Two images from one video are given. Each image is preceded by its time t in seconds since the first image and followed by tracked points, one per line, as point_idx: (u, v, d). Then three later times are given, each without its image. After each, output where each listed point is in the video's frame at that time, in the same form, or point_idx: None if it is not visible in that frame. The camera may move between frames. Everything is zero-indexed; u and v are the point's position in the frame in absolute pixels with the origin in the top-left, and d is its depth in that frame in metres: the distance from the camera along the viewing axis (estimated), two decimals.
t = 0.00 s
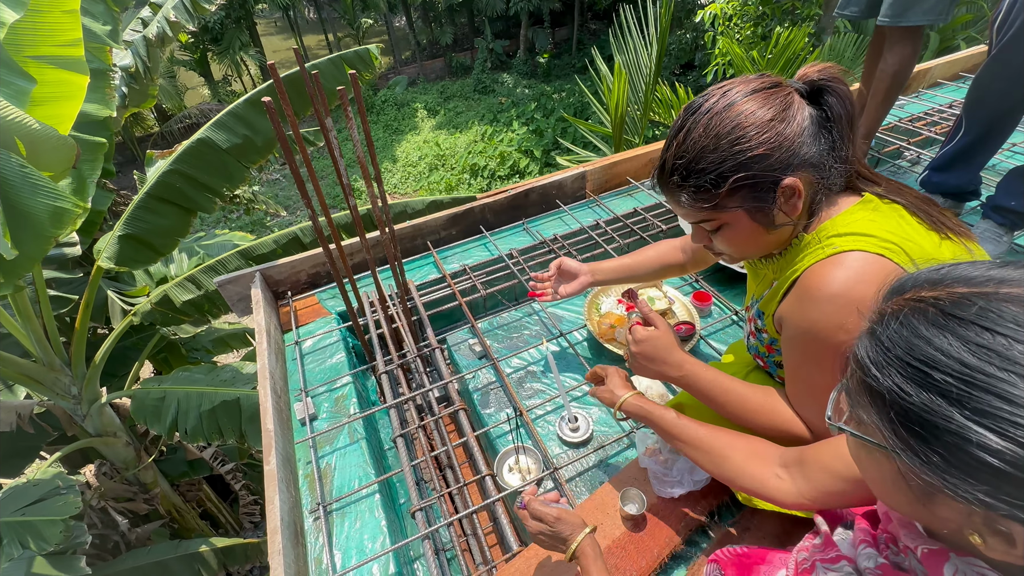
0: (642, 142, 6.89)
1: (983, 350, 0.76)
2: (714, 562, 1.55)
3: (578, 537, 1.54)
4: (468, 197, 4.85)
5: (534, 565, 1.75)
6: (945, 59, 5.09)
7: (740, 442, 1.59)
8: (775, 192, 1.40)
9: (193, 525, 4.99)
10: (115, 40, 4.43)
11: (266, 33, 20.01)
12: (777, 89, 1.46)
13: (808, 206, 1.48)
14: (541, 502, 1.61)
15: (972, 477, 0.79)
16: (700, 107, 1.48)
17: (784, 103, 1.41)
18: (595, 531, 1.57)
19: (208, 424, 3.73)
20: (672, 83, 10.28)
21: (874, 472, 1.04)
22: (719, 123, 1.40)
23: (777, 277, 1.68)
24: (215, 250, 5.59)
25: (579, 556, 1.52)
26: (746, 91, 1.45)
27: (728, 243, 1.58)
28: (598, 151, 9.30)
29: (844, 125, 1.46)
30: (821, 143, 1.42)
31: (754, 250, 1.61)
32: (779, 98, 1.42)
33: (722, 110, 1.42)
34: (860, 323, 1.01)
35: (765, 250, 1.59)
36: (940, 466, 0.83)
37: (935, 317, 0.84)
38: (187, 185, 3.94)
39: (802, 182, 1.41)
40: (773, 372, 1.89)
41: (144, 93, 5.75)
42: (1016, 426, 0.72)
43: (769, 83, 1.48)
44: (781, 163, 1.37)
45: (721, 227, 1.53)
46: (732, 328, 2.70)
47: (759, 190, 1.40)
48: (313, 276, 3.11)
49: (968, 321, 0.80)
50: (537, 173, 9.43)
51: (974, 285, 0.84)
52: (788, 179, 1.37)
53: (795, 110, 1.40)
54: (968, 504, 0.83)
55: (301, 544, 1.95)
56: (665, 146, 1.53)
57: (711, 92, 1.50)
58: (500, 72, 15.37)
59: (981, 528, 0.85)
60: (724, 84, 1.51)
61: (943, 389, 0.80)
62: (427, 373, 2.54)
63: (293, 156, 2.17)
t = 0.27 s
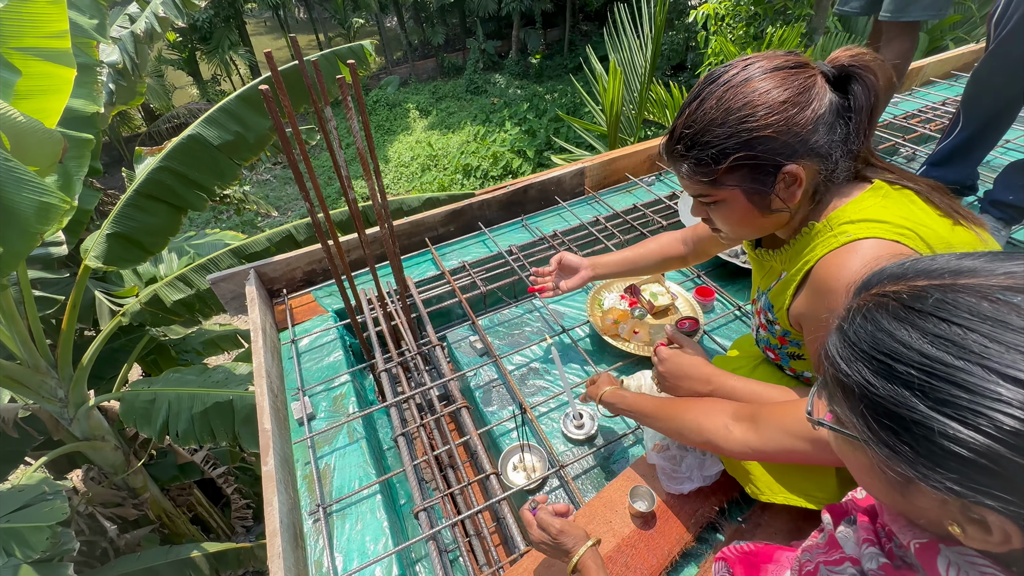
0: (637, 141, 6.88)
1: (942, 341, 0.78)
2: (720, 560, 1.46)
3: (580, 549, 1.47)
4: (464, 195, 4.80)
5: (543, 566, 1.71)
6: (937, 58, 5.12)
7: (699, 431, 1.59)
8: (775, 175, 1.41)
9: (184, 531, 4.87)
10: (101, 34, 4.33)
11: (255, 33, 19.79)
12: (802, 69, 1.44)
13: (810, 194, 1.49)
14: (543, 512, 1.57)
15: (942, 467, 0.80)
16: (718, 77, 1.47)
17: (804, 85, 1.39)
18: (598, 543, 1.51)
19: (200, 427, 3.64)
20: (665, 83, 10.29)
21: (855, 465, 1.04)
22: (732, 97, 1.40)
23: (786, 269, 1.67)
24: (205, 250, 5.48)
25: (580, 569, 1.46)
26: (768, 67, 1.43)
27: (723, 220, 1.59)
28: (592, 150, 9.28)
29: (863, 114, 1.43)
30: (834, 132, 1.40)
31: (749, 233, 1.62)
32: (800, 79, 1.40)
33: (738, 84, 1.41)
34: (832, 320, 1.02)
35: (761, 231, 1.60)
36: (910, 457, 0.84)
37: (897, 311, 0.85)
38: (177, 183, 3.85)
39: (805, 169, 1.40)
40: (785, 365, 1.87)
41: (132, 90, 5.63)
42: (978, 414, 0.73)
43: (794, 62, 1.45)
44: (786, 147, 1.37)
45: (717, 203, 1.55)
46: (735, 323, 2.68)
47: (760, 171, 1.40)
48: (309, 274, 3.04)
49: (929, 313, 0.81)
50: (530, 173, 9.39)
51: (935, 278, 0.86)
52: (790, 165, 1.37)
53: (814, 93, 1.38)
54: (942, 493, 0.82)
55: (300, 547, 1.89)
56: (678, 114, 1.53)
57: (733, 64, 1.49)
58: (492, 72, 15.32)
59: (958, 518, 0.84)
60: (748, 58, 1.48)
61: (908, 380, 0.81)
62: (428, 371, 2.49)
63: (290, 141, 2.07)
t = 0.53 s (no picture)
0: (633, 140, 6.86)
1: (935, 331, 0.74)
2: (732, 563, 1.43)
3: (591, 553, 1.43)
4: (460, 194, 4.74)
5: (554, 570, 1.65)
6: (931, 56, 5.15)
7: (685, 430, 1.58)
8: (778, 170, 1.38)
9: (176, 538, 4.77)
10: (88, 31, 4.23)
11: (245, 33, 19.61)
12: (815, 61, 1.40)
13: (816, 188, 1.46)
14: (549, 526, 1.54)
15: (940, 457, 0.76)
16: (729, 66, 1.43)
17: (815, 78, 1.35)
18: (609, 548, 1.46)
19: (193, 431, 3.56)
20: (658, 83, 10.30)
21: (848, 460, 1.00)
22: (739, 88, 1.36)
23: (798, 265, 1.64)
24: (197, 251, 5.38)
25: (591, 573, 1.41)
26: (779, 58, 1.39)
27: (726, 212, 1.57)
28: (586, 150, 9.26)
29: (875, 111, 1.40)
30: (843, 128, 1.37)
31: (752, 222, 1.59)
32: (811, 73, 1.36)
33: (747, 75, 1.37)
34: (824, 315, 0.99)
35: (764, 223, 1.59)
36: (907, 450, 0.80)
37: (888, 303, 0.83)
38: (167, 182, 3.76)
39: (810, 166, 1.37)
40: (796, 362, 1.83)
41: (121, 89, 5.52)
42: (974, 402, 0.70)
43: (808, 54, 1.41)
44: (790, 142, 1.34)
45: (720, 194, 1.53)
46: (738, 321, 2.64)
47: (762, 165, 1.38)
48: (305, 274, 2.97)
49: (921, 303, 0.78)
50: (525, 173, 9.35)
51: (925, 269, 0.83)
52: (794, 161, 1.35)
53: (825, 87, 1.34)
54: (939, 484, 0.79)
55: (300, 554, 1.82)
56: (685, 102, 1.50)
57: (745, 52, 1.45)
58: (485, 72, 15.27)
59: (954, 509, 0.81)
60: (761, 47, 1.44)
61: (902, 372, 0.78)
62: (429, 372, 2.43)
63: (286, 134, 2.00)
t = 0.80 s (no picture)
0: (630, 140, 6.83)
1: (967, 341, 0.70)
2: None
3: None
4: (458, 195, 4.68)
5: None
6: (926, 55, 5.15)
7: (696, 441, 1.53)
8: (806, 166, 1.34)
9: (169, 548, 4.66)
10: (75, 31, 4.14)
11: (235, 35, 19.42)
12: (837, 51, 1.36)
13: (846, 182, 1.43)
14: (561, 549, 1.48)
15: (983, 474, 0.71)
16: (747, 62, 1.39)
17: (839, 68, 1.32)
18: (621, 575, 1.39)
19: (186, 440, 3.46)
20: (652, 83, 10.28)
21: (878, 479, 0.94)
22: (761, 84, 1.33)
23: (823, 262, 1.60)
24: (189, 255, 5.28)
25: None
26: (801, 50, 1.36)
27: (752, 211, 1.53)
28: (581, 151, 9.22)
29: (903, 98, 1.36)
30: (872, 117, 1.33)
31: (779, 221, 1.54)
32: (834, 63, 1.33)
33: (768, 69, 1.34)
34: (844, 329, 0.95)
35: (790, 223, 1.54)
36: (947, 467, 0.74)
37: (912, 313, 0.78)
38: (158, 185, 3.68)
39: (839, 158, 1.33)
40: (817, 365, 1.79)
41: (109, 90, 5.41)
42: (1018, 415, 0.65)
43: (829, 45, 1.38)
44: (817, 136, 1.30)
45: (744, 194, 1.48)
46: (745, 323, 2.59)
47: (789, 162, 1.34)
48: (302, 278, 2.90)
49: (948, 312, 0.74)
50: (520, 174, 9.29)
51: (948, 277, 0.79)
52: (824, 154, 1.31)
53: (851, 77, 1.31)
54: (984, 503, 0.73)
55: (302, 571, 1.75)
56: (703, 102, 1.46)
57: (762, 47, 1.42)
58: (478, 73, 15.21)
59: (998, 528, 0.75)
60: (779, 41, 1.41)
61: (935, 385, 0.73)
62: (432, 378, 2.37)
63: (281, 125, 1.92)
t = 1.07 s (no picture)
0: (624, 143, 6.88)
1: (946, 339, 0.74)
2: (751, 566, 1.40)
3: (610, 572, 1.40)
4: (455, 198, 4.71)
5: None
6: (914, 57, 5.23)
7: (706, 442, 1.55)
8: (811, 164, 1.38)
9: (168, 556, 4.64)
10: (72, 38, 4.14)
11: (227, 39, 19.38)
12: (835, 52, 1.41)
13: (848, 179, 1.46)
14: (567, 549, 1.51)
15: (969, 463, 0.74)
16: (748, 66, 1.44)
17: (838, 69, 1.37)
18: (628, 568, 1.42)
19: (187, 446, 3.47)
20: (645, 86, 10.36)
21: (870, 466, 0.96)
22: (764, 86, 1.37)
23: (823, 259, 1.65)
24: (185, 262, 5.28)
25: None
26: (800, 53, 1.41)
27: (759, 210, 1.57)
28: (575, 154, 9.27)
29: (901, 95, 1.41)
30: (871, 114, 1.37)
31: (786, 220, 1.58)
32: (833, 63, 1.38)
33: (770, 72, 1.38)
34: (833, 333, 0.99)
35: (795, 219, 1.57)
36: (936, 459, 0.78)
37: (894, 316, 0.83)
38: (157, 193, 3.69)
39: (842, 155, 1.38)
40: (815, 359, 1.85)
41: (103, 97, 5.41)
42: (997, 407, 0.68)
43: (827, 47, 1.43)
44: (821, 135, 1.34)
45: (751, 194, 1.52)
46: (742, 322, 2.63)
47: (795, 160, 1.38)
48: (303, 283, 2.92)
49: (927, 313, 0.78)
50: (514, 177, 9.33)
51: (925, 280, 0.83)
52: (828, 152, 1.35)
53: (851, 77, 1.36)
54: (971, 490, 0.76)
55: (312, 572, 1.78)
56: (706, 106, 1.51)
57: (762, 51, 1.46)
58: (471, 77, 15.25)
59: (990, 513, 0.77)
60: (779, 44, 1.46)
61: (920, 382, 0.77)
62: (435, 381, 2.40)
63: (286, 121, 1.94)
